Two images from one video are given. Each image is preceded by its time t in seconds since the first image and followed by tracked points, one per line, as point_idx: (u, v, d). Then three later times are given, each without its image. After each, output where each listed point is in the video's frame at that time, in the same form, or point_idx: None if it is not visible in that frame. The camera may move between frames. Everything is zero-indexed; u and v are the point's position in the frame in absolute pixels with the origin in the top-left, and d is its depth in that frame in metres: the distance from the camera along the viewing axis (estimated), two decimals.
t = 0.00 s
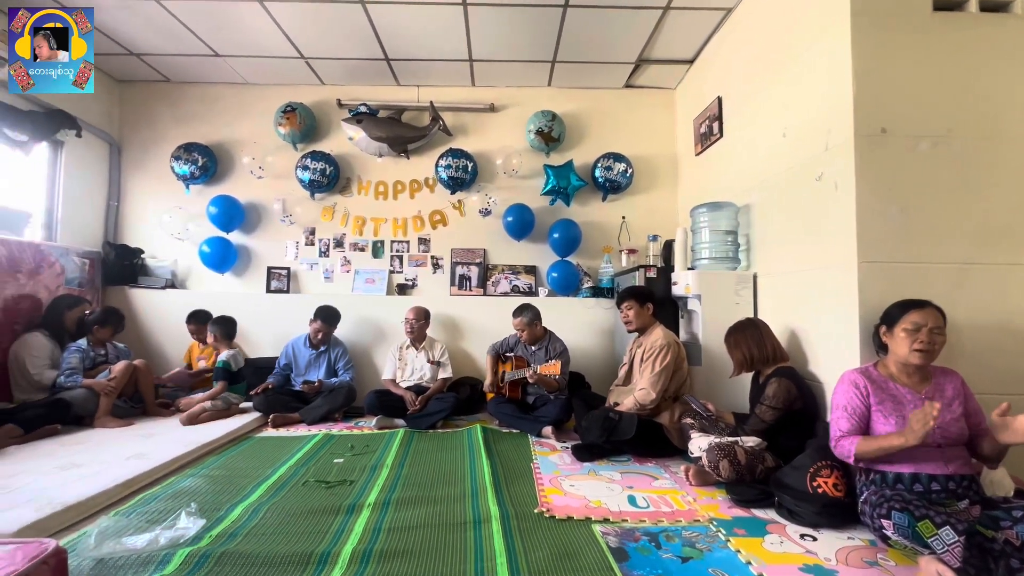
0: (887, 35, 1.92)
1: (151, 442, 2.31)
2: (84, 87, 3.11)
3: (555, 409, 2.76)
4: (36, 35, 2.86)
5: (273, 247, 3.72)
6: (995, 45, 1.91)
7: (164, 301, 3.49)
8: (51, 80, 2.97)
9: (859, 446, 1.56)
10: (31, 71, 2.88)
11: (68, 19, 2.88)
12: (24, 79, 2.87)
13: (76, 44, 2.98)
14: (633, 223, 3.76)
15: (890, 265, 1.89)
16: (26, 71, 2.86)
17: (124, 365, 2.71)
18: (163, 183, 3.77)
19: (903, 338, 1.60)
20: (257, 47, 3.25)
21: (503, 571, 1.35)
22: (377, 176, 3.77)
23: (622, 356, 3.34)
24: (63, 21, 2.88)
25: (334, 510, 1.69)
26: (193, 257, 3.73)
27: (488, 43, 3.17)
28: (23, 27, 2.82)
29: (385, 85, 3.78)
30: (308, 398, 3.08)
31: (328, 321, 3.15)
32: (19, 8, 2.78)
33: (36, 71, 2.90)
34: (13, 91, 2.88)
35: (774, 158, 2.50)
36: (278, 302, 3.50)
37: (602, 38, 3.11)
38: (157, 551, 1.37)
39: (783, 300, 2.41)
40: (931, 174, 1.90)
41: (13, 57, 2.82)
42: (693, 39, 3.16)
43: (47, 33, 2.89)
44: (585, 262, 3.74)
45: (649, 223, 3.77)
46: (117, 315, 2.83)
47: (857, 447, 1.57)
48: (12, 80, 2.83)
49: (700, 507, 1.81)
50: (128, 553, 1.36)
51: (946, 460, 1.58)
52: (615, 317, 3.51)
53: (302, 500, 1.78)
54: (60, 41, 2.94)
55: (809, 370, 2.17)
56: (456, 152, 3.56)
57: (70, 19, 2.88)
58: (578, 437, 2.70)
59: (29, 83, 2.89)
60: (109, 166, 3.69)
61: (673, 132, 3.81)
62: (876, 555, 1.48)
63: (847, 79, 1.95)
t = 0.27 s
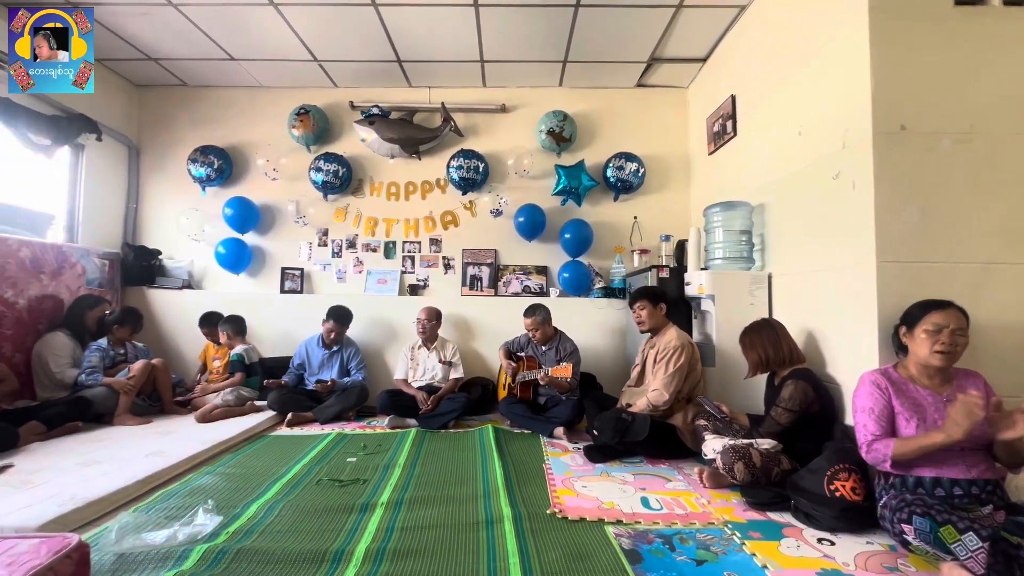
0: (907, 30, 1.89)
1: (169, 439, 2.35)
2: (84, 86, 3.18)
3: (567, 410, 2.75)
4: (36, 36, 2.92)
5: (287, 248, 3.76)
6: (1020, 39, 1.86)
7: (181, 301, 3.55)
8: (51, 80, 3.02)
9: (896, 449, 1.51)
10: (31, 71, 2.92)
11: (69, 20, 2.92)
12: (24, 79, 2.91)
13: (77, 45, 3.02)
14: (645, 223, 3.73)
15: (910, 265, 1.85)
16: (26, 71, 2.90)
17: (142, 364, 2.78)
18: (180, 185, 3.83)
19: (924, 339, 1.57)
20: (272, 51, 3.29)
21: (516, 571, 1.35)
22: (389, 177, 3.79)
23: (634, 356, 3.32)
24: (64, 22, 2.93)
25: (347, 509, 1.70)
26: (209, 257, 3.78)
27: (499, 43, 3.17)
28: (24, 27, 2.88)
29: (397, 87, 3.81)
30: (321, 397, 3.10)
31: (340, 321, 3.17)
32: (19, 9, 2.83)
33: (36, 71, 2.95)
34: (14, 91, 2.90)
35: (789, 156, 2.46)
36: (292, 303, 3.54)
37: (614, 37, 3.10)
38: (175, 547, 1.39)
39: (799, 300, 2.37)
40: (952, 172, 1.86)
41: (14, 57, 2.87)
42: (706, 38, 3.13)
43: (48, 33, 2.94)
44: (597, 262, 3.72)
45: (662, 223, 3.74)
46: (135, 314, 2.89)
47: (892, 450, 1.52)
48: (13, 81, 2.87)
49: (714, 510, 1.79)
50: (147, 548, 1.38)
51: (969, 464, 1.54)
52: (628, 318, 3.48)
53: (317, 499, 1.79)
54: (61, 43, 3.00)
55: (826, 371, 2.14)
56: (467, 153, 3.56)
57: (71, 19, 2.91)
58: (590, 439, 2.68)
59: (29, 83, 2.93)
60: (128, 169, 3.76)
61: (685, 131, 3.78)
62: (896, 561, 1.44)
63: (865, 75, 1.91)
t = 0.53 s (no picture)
0: (926, 25, 1.85)
1: (185, 437, 2.38)
2: (84, 86, 3.12)
3: (577, 410, 2.74)
4: (36, 35, 2.86)
5: (299, 248, 3.80)
6: None
7: (195, 301, 3.59)
8: (51, 80, 2.96)
9: (919, 454, 1.48)
10: (31, 71, 2.87)
11: (68, 20, 2.88)
12: (24, 79, 2.85)
13: (75, 45, 2.98)
14: (656, 223, 3.70)
15: (929, 265, 1.81)
16: (26, 71, 2.85)
17: (158, 363, 2.82)
18: (194, 187, 3.89)
19: (943, 340, 1.53)
20: (284, 53, 3.32)
21: (528, 571, 1.34)
22: (400, 177, 3.81)
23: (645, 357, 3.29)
24: (63, 22, 2.88)
25: (360, 507, 1.71)
26: (223, 258, 3.83)
27: (510, 43, 3.17)
28: (24, 27, 2.83)
29: (408, 88, 3.82)
30: (333, 396, 3.13)
31: (352, 320, 3.19)
32: (19, 8, 2.79)
33: (36, 71, 2.89)
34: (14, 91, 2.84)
35: (804, 154, 2.43)
36: (304, 303, 3.57)
37: (625, 36, 3.08)
38: (192, 543, 1.41)
39: (814, 300, 2.34)
40: (973, 169, 1.82)
41: (14, 57, 2.81)
42: (719, 35, 3.10)
43: (47, 33, 2.89)
44: (607, 262, 3.70)
45: (673, 222, 3.71)
46: (151, 315, 2.93)
47: (914, 455, 1.49)
48: (13, 81, 2.82)
49: (728, 512, 1.77)
50: (164, 544, 1.40)
51: (992, 467, 1.50)
52: (639, 318, 3.46)
53: (329, 497, 1.80)
54: (61, 43, 2.94)
55: (842, 373, 2.10)
56: (478, 153, 3.57)
57: (70, 19, 2.88)
58: (602, 439, 2.66)
59: (29, 83, 2.88)
60: (144, 171, 3.82)
61: (697, 130, 3.75)
62: (915, 565, 1.41)
63: (882, 71, 1.88)
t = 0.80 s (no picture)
0: (946, 19, 1.81)
1: (202, 436, 2.42)
2: (85, 87, 3.08)
3: (589, 411, 2.73)
4: (36, 36, 2.82)
5: (313, 250, 3.84)
6: None
7: (212, 302, 3.65)
8: (51, 80, 2.90)
9: (935, 458, 1.44)
10: (31, 71, 2.82)
11: (68, 20, 2.85)
12: (24, 79, 2.80)
13: (75, 45, 2.93)
14: (668, 222, 3.67)
15: (951, 264, 1.77)
16: (26, 71, 2.79)
17: (176, 363, 2.87)
18: (210, 189, 3.94)
19: (962, 341, 1.50)
20: (298, 56, 3.35)
21: (540, 571, 1.34)
22: (411, 178, 3.83)
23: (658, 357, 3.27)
24: (63, 22, 2.84)
25: (372, 506, 1.72)
26: (238, 259, 3.88)
27: (521, 43, 3.16)
28: (24, 27, 2.78)
29: (419, 89, 3.84)
30: (346, 396, 3.15)
31: (364, 320, 3.21)
32: (19, 8, 2.75)
33: (36, 71, 2.84)
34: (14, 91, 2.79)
35: (820, 152, 2.39)
36: (317, 303, 3.60)
37: (637, 34, 3.06)
38: (209, 539, 1.43)
39: (830, 300, 2.30)
40: (997, 165, 1.77)
41: (14, 57, 2.75)
42: (732, 32, 3.07)
43: (47, 33, 2.84)
44: (619, 262, 3.68)
45: (686, 222, 3.68)
46: (168, 315, 2.98)
47: (930, 459, 1.46)
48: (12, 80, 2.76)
49: (742, 515, 1.74)
50: (183, 540, 1.42)
51: (1016, 472, 1.46)
52: (651, 318, 3.43)
53: (343, 495, 1.81)
54: (60, 43, 2.89)
55: (860, 374, 2.07)
56: (489, 153, 3.57)
57: (70, 19, 2.85)
58: (614, 440, 2.64)
59: (29, 83, 2.83)
60: (162, 174, 3.90)
61: (710, 128, 3.71)
62: (936, 571, 1.38)
63: (901, 67, 1.84)
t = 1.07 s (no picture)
0: (969, 12, 1.77)
1: (219, 434, 2.46)
2: (86, 87, 3.05)
3: (601, 411, 2.72)
4: (35, 35, 2.77)
5: (327, 251, 3.87)
6: None
7: (228, 303, 3.71)
8: (52, 80, 2.85)
9: (946, 454, 1.41)
10: (31, 71, 2.76)
11: (68, 20, 2.82)
12: (24, 80, 2.74)
13: (75, 44, 2.89)
14: (681, 222, 3.64)
15: (974, 262, 1.73)
16: (26, 71, 2.74)
17: (194, 363, 2.92)
18: (227, 192, 4.01)
19: (986, 343, 1.46)
20: (312, 60, 3.39)
21: (554, 572, 1.34)
22: (423, 180, 3.85)
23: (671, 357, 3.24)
24: (63, 21, 2.81)
25: (386, 505, 1.73)
26: (253, 261, 3.94)
27: (532, 43, 3.16)
28: (23, 27, 2.73)
29: (431, 91, 3.86)
30: (359, 395, 3.17)
31: (377, 323, 3.23)
32: (18, 8, 2.69)
33: (36, 71, 2.79)
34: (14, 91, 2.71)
35: (837, 149, 2.35)
36: (331, 304, 3.64)
37: (649, 33, 3.04)
38: (227, 536, 1.45)
39: (848, 299, 2.26)
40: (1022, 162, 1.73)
41: (14, 57, 2.69)
42: (746, 29, 3.03)
43: (48, 33, 2.80)
44: (632, 262, 3.66)
45: (699, 221, 3.64)
46: (185, 316, 3.03)
47: (944, 455, 1.42)
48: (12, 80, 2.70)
49: (758, 518, 1.72)
50: (202, 537, 1.45)
51: None
52: (664, 318, 3.40)
53: (357, 494, 1.83)
54: (60, 43, 2.85)
55: (880, 375, 2.03)
56: (500, 154, 3.58)
57: (70, 18, 2.81)
58: (627, 441, 2.63)
59: (29, 83, 2.77)
60: (180, 177, 3.97)
61: (723, 127, 3.67)
62: None
63: (921, 62, 1.81)
